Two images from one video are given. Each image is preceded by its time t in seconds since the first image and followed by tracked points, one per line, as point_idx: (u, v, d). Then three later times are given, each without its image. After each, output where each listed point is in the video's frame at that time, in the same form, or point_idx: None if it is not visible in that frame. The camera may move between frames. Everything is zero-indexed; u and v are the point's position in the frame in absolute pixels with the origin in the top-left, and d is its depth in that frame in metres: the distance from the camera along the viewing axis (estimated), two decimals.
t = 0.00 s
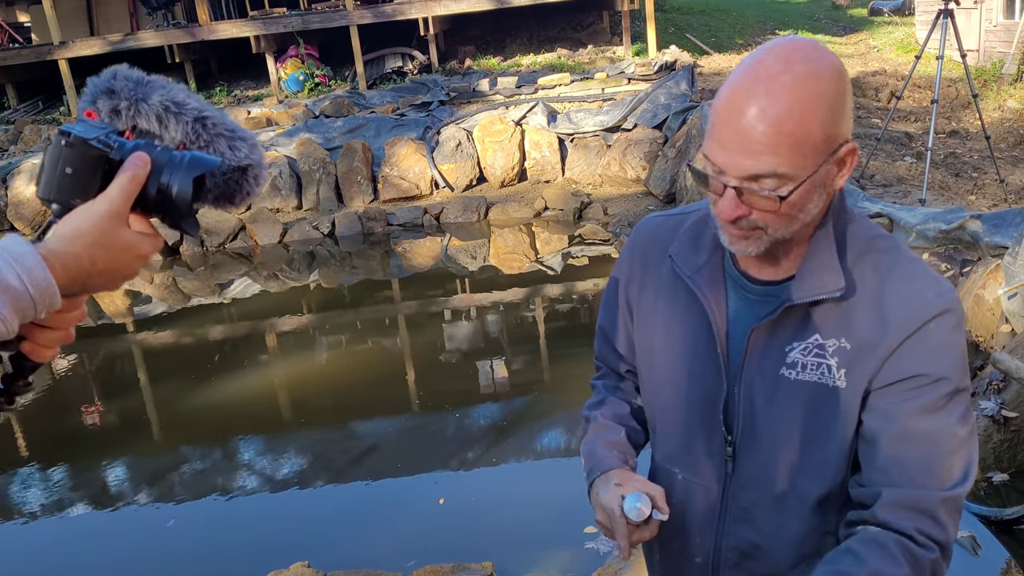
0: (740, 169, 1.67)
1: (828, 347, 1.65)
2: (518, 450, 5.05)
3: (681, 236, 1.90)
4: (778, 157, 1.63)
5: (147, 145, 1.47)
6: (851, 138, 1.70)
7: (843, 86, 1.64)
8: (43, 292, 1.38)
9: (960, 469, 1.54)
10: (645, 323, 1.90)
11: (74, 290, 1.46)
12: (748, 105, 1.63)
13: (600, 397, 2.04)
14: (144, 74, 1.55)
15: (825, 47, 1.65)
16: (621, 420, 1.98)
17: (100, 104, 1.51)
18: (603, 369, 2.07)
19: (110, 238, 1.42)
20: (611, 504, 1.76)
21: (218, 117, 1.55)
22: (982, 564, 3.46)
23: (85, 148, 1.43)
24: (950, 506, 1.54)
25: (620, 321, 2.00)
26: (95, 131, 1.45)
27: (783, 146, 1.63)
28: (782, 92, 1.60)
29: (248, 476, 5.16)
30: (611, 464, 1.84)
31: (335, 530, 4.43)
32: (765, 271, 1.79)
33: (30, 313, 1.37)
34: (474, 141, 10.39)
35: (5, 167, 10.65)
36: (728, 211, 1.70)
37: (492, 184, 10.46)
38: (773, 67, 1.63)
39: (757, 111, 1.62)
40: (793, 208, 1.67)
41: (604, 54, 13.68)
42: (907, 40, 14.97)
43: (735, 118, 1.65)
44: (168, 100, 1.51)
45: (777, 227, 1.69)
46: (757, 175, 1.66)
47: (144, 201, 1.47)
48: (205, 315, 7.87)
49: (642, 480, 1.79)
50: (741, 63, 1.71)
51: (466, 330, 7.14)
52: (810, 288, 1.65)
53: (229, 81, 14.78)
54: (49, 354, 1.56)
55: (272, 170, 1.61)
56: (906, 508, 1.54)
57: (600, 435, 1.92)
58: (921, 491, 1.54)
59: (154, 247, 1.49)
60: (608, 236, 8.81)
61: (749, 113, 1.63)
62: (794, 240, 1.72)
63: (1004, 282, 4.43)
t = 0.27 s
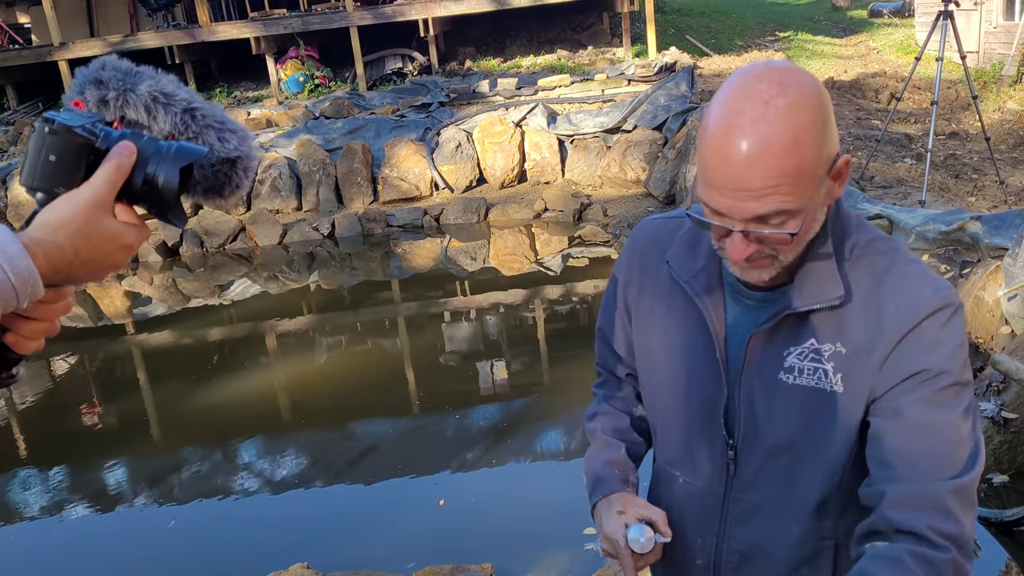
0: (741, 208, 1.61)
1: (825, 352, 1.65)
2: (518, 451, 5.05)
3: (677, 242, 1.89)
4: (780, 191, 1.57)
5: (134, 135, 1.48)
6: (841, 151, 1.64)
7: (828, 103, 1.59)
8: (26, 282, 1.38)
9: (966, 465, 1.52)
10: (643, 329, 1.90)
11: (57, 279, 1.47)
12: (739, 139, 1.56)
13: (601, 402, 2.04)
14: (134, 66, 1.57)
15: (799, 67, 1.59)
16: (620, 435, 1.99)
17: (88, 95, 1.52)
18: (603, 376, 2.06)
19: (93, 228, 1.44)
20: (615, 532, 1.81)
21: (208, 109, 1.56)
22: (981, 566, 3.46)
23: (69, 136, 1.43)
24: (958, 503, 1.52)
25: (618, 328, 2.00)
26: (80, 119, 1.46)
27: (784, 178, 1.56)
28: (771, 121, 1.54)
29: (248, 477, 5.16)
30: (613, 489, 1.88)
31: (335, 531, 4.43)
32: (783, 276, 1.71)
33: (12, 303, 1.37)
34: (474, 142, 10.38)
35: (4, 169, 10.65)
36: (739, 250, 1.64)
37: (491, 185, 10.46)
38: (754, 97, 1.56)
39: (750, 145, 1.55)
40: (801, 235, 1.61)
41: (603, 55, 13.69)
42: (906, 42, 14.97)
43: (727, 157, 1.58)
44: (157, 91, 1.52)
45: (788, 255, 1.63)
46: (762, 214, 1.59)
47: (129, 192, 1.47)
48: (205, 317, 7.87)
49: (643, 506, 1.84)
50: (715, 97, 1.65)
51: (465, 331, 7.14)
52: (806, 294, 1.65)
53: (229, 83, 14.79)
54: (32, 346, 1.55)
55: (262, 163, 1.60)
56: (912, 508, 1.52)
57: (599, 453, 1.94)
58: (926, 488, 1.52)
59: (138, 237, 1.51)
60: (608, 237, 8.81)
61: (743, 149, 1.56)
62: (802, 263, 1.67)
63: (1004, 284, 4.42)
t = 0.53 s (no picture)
0: (716, 250, 1.54)
1: (813, 379, 1.63)
2: (518, 451, 5.05)
3: (658, 261, 1.86)
4: (755, 235, 1.51)
5: (121, 129, 1.47)
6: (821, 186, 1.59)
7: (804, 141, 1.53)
8: (6, 276, 1.38)
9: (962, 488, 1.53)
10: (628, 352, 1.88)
11: (39, 274, 1.48)
12: (716, 180, 1.49)
13: (591, 410, 2.05)
14: (125, 60, 1.55)
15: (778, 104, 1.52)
16: (610, 453, 2.01)
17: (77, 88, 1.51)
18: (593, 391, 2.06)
19: (76, 222, 1.44)
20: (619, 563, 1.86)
21: (199, 105, 1.53)
22: (981, 566, 3.46)
23: (54, 128, 1.43)
24: (958, 531, 1.52)
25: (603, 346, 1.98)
26: (66, 112, 1.45)
27: (761, 221, 1.50)
28: (749, 163, 1.48)
29: (247, 477, 5.15)
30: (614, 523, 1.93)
31: (335, 531, 4.43)
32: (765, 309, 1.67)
33: None
34: (473, 142, 10.37)
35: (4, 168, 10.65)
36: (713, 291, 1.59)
37: (491, 185, 10.45)
38: (731, 136, 1.49)
39: (726, 187, 1.49)
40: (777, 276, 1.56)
41: (603, 55, 13.69)
42: (905, 42, 14.99)
43: (704, 195, 1.51)
44: (147, 85, 1.50)
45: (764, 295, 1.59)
46: (737, 257, 1.53)
47: (115, 187, 1.47)
48: (204, 317, 7.86)
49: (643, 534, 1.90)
50: (692, 128, 1.57)
51: (465, 331, 7.14)
52: (789, 320, 1.63)
53: (229, 83, 14.80)
54: (17, 342, 1.54)
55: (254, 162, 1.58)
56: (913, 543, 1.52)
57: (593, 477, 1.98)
58: (923, 520, 1.52)
59: (124, 232, 1.51)
60: (608, 237, 8.81)
61: (716, 192, 1.49)
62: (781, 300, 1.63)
63: (1003, 283, 4.42)
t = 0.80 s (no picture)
0: (703, 179, 1.61)
1: (813, 372, 1.63)
2: (517, 451, 5.04)
3: (658, 252, 1.85)
4: (741, 175, 1.58)
5: (114, 128, 1.43)
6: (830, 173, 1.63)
7: (828, 118, 1.57)
8: None
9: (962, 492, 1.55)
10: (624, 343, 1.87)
11: (26, 270, 1.47)
12: (724, 115, 1.56)
13: (579, 411, 2.04)
14: (125, 55, 1.51)
15: (818, 76, 1.57)
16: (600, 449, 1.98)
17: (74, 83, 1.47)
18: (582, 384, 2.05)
19: (64, 221, 1.42)
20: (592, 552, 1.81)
21: (198, 106, 1.49)
22: (981, 565, 3.45)
23: (46, 125, 1.40)
24: (950, 538, 1.54)
25: (598, 338, 1.97)
26: (60, 107, 1.42)
27: (751, 166, 1.57)
28: (763, 111, 1.54)
29: (246, 476, 5.15)
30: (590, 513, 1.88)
31: (335, 530, 4.43)
32: (733, 292, 1.75)
33: None
34: (473, 141, 10.36)
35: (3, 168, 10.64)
36: (685, 217, 1.66)
37: (491, 184, 10.45)
38: (757, 82, 1.56)
39: (730, 123, 1.56)
40: (746, 227, 1.62)
41: (603, 55, 13.70)
42: (905, 42, 15.00)
43: (709, 127, 1.58)
44: (146, 83, 1.46)
45: (733, 245, 1.64)
46: (718, 186, 1.61)
47: (105, 188, 1.44)
48: (203, 317, 7.85)
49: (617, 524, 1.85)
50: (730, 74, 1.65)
51: (464, 331, 7.13)
52: (792, 311, 1.63)
53: (229, 82, 14.81)
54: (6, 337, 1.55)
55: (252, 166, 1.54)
56: (908, 547, 1.54)
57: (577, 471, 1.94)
58: (918, 525, 1.54)
59: (113, 232, 1.49)
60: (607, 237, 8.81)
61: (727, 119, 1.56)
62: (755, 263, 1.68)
63: (1003, 283, 4.41)
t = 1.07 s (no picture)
0: (714, 147, 1.71)
1: (823, 355, 1.65)
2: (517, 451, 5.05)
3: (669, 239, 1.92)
4: (751, 141, 1.68)
5: (108, 122, 1.44)
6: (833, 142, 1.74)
7: (830, 89, 1.69)
8: None
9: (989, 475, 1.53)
10: (631, 326, 1.92)
11: (17, 264, 1.48)
12: (731, 86, 1.68)
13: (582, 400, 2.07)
14: (121, 50, 1.53)
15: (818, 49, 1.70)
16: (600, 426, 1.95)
17: (70, 78, 1.49)
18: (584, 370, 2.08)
19: (57, 214, 1.43)
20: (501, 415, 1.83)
21: (194, 100, 1.51)
22: (981, 567, 3.45)
23: (39, 118, 1.41)
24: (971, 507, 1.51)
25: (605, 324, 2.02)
26: (53, 100, 1.43)
27: (759, 132, 1.68)
28: (766, 81, 1.66)
29: (246, 476, 5.15)
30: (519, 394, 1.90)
31: (334, 531, 4.42)
32: (741, 273, 1.81)
33: None
34: (473, 141, 10.37)
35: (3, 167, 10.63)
36: (696, 188, 1.76)
37: (491, 185, 10.45)
38: (760, 54, 1.69)
39: (737, 92, 1.67)
40: (758, 193, 1.70)
41: (603, 55, 13.70)
42: (905, 43, 15.00)
43: (716, 99, 1.69)
44: (142, 78, 1.48)
45: (748, 212, 1.72)
46: (729, 152, 1.70)
47: (99, 182, 1.45)
48: (203, 316, 7.84)
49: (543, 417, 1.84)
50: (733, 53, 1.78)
51: (465, 331, 7.12)
52: (802, 293, 1.66)
53: (229, 82, 14.81)
54: None
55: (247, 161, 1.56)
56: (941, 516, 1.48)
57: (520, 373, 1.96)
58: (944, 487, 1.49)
59: (106, 227, 1.50)
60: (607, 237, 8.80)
61: (733, 86, 1.68)
62: (769, 236, 1.74)
63: (1004, 284, 4.41)
